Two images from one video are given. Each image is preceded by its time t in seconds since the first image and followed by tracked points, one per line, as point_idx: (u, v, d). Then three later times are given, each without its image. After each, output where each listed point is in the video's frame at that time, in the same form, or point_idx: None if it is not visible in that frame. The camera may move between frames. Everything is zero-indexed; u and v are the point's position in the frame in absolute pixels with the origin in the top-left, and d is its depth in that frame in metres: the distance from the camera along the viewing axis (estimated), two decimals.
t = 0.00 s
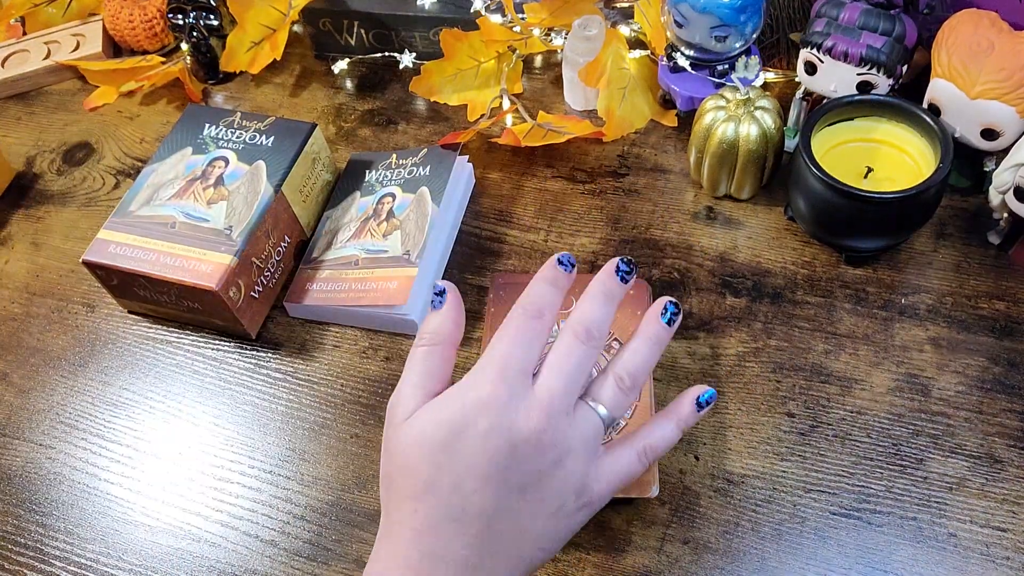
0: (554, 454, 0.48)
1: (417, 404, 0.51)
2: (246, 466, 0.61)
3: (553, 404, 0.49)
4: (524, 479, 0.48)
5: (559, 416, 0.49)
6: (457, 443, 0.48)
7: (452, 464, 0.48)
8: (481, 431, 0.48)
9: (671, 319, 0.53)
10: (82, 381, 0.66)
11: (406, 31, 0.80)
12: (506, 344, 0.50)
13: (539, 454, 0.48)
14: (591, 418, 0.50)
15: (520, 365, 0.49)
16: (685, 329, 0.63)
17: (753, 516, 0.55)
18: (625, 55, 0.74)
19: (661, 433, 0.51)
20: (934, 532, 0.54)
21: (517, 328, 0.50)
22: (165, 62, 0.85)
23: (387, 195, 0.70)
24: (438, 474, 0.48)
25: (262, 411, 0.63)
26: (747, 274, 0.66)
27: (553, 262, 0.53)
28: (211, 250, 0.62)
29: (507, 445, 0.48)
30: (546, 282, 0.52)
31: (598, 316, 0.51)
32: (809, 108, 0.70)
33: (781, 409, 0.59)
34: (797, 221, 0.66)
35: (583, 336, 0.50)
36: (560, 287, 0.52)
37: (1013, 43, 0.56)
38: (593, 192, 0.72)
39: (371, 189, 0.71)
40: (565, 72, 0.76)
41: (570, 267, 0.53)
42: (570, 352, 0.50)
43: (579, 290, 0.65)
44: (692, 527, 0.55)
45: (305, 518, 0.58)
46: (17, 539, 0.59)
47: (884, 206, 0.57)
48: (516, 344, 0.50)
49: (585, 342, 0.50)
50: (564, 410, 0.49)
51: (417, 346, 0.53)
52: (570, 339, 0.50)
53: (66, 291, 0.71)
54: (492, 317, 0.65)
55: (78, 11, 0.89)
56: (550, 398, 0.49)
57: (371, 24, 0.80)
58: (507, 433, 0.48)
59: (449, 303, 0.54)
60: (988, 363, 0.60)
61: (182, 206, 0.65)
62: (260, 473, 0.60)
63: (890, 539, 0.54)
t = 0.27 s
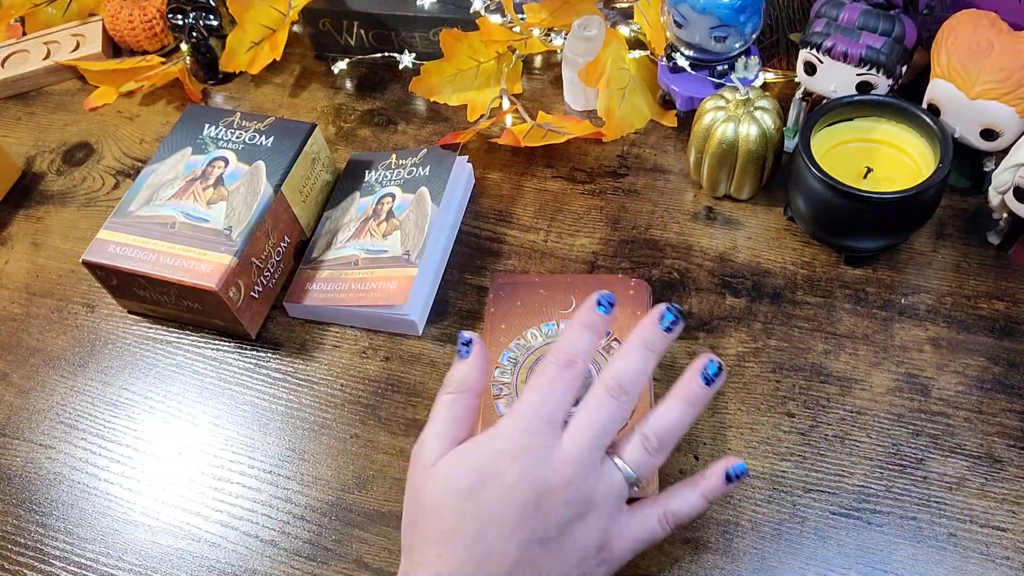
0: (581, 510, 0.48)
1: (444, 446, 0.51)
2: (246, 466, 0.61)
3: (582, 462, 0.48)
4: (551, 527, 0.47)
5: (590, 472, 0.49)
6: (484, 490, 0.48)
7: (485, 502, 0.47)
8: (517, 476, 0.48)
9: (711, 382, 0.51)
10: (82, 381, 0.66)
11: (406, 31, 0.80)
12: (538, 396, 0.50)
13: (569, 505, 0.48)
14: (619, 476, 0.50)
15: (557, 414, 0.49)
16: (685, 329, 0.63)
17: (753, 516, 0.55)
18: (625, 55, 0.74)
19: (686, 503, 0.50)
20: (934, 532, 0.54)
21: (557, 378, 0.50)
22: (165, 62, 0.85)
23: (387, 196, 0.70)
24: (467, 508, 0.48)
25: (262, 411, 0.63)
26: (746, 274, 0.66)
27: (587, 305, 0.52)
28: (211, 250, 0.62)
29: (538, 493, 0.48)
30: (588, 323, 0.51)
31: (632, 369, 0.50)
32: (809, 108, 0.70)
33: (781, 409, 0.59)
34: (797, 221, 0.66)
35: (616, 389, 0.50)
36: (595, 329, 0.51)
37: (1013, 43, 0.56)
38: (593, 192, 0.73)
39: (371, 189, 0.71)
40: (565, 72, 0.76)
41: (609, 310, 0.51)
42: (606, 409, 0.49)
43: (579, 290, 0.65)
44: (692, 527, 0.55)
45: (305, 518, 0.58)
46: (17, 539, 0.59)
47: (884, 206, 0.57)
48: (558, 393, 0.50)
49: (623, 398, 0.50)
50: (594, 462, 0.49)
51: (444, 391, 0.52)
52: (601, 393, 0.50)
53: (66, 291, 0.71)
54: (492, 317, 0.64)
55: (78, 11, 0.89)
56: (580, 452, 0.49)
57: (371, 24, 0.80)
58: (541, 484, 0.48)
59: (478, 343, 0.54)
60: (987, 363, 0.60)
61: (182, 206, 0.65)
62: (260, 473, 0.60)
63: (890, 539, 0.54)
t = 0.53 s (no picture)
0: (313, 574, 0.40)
1: (287, 503, 0.39)
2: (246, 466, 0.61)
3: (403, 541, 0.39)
4: None
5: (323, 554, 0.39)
6: None
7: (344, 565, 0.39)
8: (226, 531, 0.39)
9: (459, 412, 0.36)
10: (82, 381, 0.66)
11: (406, 31, 0.80)
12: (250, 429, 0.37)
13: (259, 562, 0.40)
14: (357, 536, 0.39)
15: (347, 455, 0.37)
16: (684, 329, 0.63)
17: (752, 516, 0.55)
18: (625, 55, 0.74)
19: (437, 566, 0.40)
20: (934, 532, 0.54)
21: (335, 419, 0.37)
22: (165, 62, 0.85)
23: (387, 196, 0.70)
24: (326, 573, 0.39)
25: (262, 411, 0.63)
26: (746, 274, 0.66)
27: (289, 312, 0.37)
28: (212, 250, 0.62)
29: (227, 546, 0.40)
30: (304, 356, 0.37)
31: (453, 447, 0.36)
32: (809, 109, 0.70)
33: (781, 409, 0.59)
34: (796, 222, 0.66)
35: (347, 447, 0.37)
36: (444, 455, 0.37)
37: (1013, 43, 0.56)
38: (593, 192, 0.73)
39: (371, 190, 0.71)
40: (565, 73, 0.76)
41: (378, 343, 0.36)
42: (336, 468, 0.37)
43: (579, 289, 0.65)
44: (692, 526, 0.55)
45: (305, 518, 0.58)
46: (18, 538, 0.59)
47: (883, 206, 0.57)
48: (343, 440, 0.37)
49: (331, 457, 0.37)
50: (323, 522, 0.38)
51: (230, 452, 0.39)
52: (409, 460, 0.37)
53: (67, 291, 0.71)
54: (492, 317, 0.64)
55: (79, 12, 0.89)
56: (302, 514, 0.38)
57: (371, 24, 0.80)
58: (323, 547, 0.39)
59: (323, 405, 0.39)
60: (987, 363, 0.60)
61: (183, 207, 0.65)
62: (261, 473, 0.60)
63: (890, 539, 0.54)
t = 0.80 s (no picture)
0: None
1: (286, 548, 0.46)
2: (246, 466, 0.61)
3: (453, 542, 0.43)
4: None
5: (373, 566, 0.44)
6: None
7: None
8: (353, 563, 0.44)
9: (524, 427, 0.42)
10: (82, 381, 0.66)
11: (406, 31, 0.80)
12: (387, 489, 0.43)
13: None
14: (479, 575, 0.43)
15: (403, 497, 0.43)
16: (684, 329, 0.64)
17: (753, 516, 0.55)
18: (625, 55, 0.74)
19: (540, 553, 0.43)
20: (934, 532, 0.54)
21: (398, 469, 0.43)
22: (165, 62, 0.85)
23: (387, 196, 0.70)
24: None
25: (263, 412, 0.63)
26: (746, 274, 0.66)
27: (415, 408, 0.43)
28: (211, 251, 0.62)
29: None
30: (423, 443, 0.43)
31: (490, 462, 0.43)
32: (809, 108, 0.70)
33: (781, 409, 0.59)
34: (796, 222, 0.66)
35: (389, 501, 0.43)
36: (431, 443, 0.43)
37: (1013, 43, 0.56)
38: (593, 192, 0.73)
39: (371, 190, 0.71)
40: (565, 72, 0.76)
41: (437, 416, 0.43)
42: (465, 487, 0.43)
43: (580, 290, 0.65)
44: (692, 527, 0.55)
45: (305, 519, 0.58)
46: (18, 539, 0.59)
47: (883, 206, 0.57)
48: (408, 478, 0.43)
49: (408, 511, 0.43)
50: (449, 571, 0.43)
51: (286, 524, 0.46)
52: (472, 469, 0.43)
53: (67, 291, 0.71)
54: (492, 317, 0.64)
55: (79, 12, 0.89)
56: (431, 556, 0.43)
57: (371, 24, 0.80)
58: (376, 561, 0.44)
59: (338, 484, 0.45)
60: (987, 363, 0.60)
61: (183, 207, 0.65)
62: (261, 474, 0.60)
63: (890, 539, 0.54)
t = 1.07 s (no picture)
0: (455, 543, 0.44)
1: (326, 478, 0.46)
2: (246, 467, 0.61)
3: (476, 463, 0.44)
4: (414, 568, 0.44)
5: (397, 480, 0.44)
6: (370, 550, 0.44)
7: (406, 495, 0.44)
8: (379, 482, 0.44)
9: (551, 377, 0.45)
10: (82, 381, 0.66)
11: (406, 31, 0.80)
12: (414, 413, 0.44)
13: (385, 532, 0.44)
14: (488, 502, 0.45)
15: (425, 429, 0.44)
16: (685, 329, 0.64)
17: (753, 516, 0.55)
18: (625, 55, 0.74)
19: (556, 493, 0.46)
20: (934, 532, 0.54)
21: (425, 398, 0.45)
22: (165, 62, 0.85)
23: (387, 196, 0.70)
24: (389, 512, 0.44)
25: (263, 412, 0.63)
26: (746, 274, 0.66)
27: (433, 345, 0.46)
28: (211, 251, 0.62)
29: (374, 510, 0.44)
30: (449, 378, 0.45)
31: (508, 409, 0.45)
32: (808, 109, 0.71)
33: (781, 409, 0.59)
34: (796, 222, 0.66)
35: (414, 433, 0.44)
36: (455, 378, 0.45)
37: (1013, 44, 0.56)
38: (593, 192, 0.73)
39: (371, 190, 0.71)
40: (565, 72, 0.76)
41: (460, 352, 0.45)
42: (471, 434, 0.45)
43: (579, 289, 0.65)
44: (692, 527, 0.55)
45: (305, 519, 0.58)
46: (18, 539, 0.59)
47: (883, 206, 0.57)
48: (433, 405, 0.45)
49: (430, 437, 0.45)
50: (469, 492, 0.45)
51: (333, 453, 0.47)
52: (501, 407, 0.45)
53: (66, 291, 0.71)
54: (492, 317, 0.64)
55: (79, 12, 0.89)
56: (456, 480, 0.45)
57: (371, 24, 0.80)
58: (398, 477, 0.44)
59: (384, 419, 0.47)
60: (987, 363, 0.60)
61: (183, 207, 0.65)
62: (261, 473, 0.60)
63: (890, 539, 0.54)
